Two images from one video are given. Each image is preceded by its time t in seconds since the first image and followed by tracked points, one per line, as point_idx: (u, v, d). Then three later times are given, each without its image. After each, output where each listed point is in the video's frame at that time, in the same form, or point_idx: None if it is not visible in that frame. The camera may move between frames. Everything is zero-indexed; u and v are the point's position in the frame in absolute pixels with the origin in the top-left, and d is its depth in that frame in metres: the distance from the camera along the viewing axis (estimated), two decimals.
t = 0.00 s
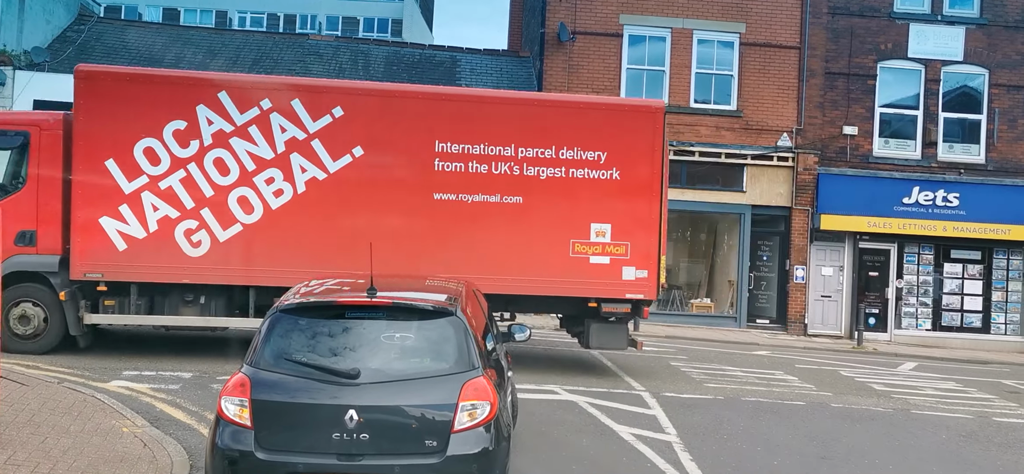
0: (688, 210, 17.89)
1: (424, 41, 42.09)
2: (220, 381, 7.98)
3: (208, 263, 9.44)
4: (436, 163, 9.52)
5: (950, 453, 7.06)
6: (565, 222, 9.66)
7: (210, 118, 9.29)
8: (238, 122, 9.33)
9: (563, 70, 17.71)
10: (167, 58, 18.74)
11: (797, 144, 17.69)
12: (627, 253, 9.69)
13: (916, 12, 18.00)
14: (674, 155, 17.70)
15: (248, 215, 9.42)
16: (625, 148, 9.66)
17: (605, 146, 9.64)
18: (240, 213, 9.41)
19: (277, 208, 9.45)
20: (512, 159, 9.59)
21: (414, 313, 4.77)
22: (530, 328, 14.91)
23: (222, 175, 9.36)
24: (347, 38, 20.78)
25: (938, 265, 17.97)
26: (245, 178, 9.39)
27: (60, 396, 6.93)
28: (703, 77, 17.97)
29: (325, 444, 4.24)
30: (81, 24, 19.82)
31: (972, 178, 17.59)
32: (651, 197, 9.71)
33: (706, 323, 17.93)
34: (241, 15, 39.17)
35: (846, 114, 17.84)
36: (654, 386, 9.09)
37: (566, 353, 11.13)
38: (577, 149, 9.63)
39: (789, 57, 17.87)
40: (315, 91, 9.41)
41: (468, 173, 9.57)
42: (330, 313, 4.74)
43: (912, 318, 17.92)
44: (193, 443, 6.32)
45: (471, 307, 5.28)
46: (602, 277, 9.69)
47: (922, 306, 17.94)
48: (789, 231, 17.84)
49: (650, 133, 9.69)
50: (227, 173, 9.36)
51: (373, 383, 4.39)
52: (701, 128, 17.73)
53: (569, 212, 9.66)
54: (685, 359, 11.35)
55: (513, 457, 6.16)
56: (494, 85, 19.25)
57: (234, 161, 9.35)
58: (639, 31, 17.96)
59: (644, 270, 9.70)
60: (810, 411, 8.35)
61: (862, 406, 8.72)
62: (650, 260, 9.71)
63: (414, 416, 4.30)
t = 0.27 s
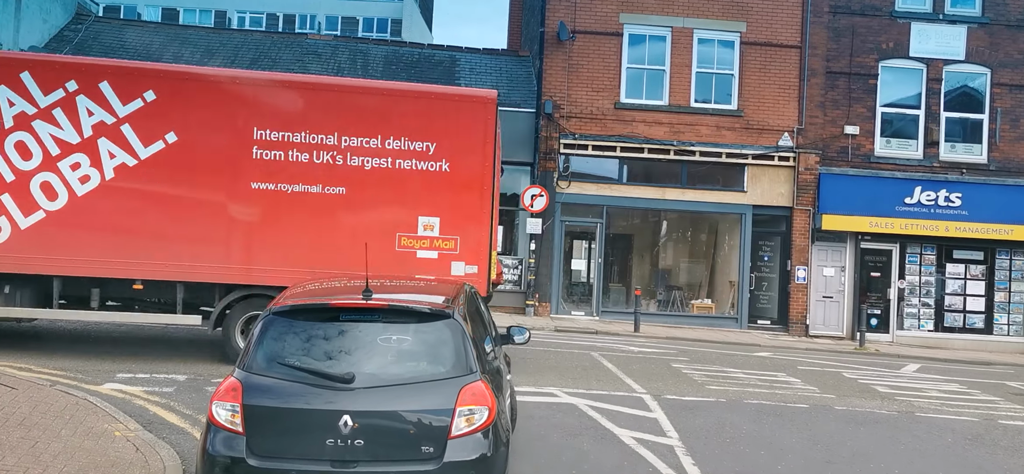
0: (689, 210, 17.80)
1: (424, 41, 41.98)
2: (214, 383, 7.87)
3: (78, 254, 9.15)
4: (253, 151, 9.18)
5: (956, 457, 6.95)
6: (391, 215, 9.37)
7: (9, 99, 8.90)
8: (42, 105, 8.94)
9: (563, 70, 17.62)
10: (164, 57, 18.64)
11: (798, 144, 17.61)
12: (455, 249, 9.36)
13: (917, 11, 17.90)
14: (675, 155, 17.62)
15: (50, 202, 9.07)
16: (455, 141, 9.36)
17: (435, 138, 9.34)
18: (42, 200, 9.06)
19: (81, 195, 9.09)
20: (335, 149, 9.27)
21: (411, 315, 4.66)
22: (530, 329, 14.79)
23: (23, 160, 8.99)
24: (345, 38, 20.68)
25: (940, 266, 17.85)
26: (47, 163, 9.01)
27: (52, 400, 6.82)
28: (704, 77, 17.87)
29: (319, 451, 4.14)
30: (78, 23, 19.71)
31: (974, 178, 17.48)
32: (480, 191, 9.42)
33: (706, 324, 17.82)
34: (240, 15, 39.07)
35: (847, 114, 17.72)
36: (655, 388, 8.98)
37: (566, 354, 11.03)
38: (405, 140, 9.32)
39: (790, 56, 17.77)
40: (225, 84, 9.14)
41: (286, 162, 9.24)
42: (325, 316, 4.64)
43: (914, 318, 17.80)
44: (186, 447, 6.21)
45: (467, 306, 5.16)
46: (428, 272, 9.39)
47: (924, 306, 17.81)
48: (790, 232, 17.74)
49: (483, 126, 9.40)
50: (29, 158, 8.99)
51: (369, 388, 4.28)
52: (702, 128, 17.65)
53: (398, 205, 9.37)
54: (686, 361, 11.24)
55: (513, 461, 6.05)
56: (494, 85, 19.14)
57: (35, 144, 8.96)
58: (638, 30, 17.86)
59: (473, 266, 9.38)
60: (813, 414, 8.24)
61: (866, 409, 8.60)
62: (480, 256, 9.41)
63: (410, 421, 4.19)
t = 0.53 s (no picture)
0: (689, 209, 17.69)
1: (423, 40, 41.85)
2: (209, 385, 7.75)
3: (50, 255, 8.75)
4: (55, 136, 8.56)
5: (964, 460, 6.83)
6: (201, 207, 8.78)
7: None
8: None
9: (563, 68, 17.51)
10: (162, 56, 18.52)
11: (799, 143, 17.51)
12: (271, 243, 8.83)
13: (920, 9, 17.78)
14: (675, 154, 17.52)
15: None
16: (275, 131, 8.79)
17: (250, 127, 8.76)
18: None
19: None
20: (143, 135, 8.65)
21: (408, 316, 4.54)
22: (530, 329, 14.67)
23: None
24: (343, 36, 20.56)
25: (943, 265, 17.73)
26: None
27: (44, 402, 6.70)
28: (705, 75, 17.74)
29: (313, 456, 4.02)
30: (75, 21, 19.58)
31: (977, 178, 17.38)
32: (301, 185, 8.87)
33: (707, 324, 17.70)
34: (239, 14, 39.00)
35: (849, 112, 17.60)
36: (657, 389, 8.86)
37: (567, 355, 10.91)
38: (219, 128, 8.73)
39: (791, 54, 17.66)
40: (224, 87, 8.69)
41: (92, 148, 8.62)
42: (320, 317, 4.52)
43: (916, 318, 17.68)
44: (180, 450, 6.10)
45: (465, 307, 5.04)
46: (245, 269, 8.83)
47: (926, 306, 17.70)
48: (791, 231, 17.64)
49: (303, 115, 8.83)
50: None
51: (364, 391, 4.17)
52: (703, 127, 17.54)
53: (208, 198, 8.78)
54: (686, 362, 11.12)
55: (513, 465, 5.94)
56: (494, 83, 19.02)
57: None
58: (639, 28, 17.75)
59: (289, 261, 8.84)
60: (817, 416, 8.13)
61: (870, 411, 8.49)
62: (297, 251, 8.85)
63: (407, 426, 4.08)
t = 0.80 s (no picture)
0: (690, 208, 17.59)
1: (424, 38, 41.73)
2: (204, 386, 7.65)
3: None
4: None
5: (970, 463, 6.72)
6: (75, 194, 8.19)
7: None
8: None
9: (563, 66, 17.41)
10: (160, 54, 18.42)
11: (801, 141, 17.40)
12: (72, 226, 8.22)
13: (923, 6, 17.66)
14: (676, 152, 17.42)
15: None
16: (72, 107, 8.11)
17: (48, 104, 8.11)
18: None
19: None
20: None
21: (405, 318, 4.43)
22: (529, 330, 14.57)
23: None
24: (343, 34, 20.45)
25: (945, 265, 17.62)
26: None
27: (36, 404, 6.60)
28: (706, 73, 17.63)
29: (306, 462, 3.92)
30: (73, 19, 19.47)
31: (980, 177, 17.27)
32: (104, 164, 8.18)
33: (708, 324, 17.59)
34: (239, 13, 38.97)
35: (851, 111, 17.48)
36: (658, 391, 8.75)
37: (567, 356, 10.80)
38: (13, 106, 8.10)
39: (793, 53, 17.55)
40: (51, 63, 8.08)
41: None
42: (314, 319, 4.41)
43: (919, 318, 17.57)
44: (174, 454, 5.99)
45: (464, 308, 4.93)
46: (44, 253, 8.24)
47: (929, 306, 17.59)
48: (793, 230, 17.54)
49: (99, 86, 8.13)
50: None
51: (360, 395, 4.07)
52: (704, 126, 17.43)
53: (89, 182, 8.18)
54: (688, 363, 11.01)
55: (512, 468, 5.84)
56: (494, 82, 18.91)
57: None
58: (640, 26, 17.64)
59: (91, 245, 8.21)
60: (820, 417, 8.02)
61: (874, 412, 8.38)
62: (100, 234, 8.24)
63: (405, 430, 3.98)
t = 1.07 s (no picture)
0: (691, 208, 17.52)
1: (424, 38, 41.70)
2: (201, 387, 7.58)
3: None
4: None
5: (974, 465, 6.65)
6: None
7: None
8: None
9: (563, 65, 17.34)
10: (158, 53, 18.35)
11: (802, 141, 17.33)
12: None
13: (924, 5, 17.59)
14: (677, 152, 17.34)
15: None
16: None
17: None
18: None
19: None
20: None
21: (404, 319, 4.36)
22: (529, 330, 14.50)
23: None
24: (342, 33, 20.38)
25: (947, 264, 17.55)
26: None
27: (31, 405, 6.53)
28: (707, 72, 17.55)
29: (301, 465, 3.84)
30: (71, 18, 19.39)
31: (981, 176, 17.20)
32: None
33: (708, 324, 17.52)
34: (239, 13, 39.03)
35: (852, 110, 17.41)
36: (659, 392, 8.67)
37: (567, 356, 10.73)
38: None
39: (794, 52, 17.48)
40: None
41: None
42: (311, 320, 4.34)
43: (920, 318, 17.50)
44: (170, 456, 5.92)
45: (463, 309, 4.88)
46: None
47: (930, 306, 17.52)
48: (794, 230, 17.48)
49: None
50: None
51: (357, 398, 4.00)
52: (705, 125, 17.35)
53: None
54: (689, 363, 10.94)
55: (512, 470, 5.77)
56: (493, 81, 18.84)
57: None
58: (640, 25, 17.57)
59: None
60: (823, 419, 7.95)
61: (877, 414, 8.31)
62: None
63: (403, 433, 3.90)
